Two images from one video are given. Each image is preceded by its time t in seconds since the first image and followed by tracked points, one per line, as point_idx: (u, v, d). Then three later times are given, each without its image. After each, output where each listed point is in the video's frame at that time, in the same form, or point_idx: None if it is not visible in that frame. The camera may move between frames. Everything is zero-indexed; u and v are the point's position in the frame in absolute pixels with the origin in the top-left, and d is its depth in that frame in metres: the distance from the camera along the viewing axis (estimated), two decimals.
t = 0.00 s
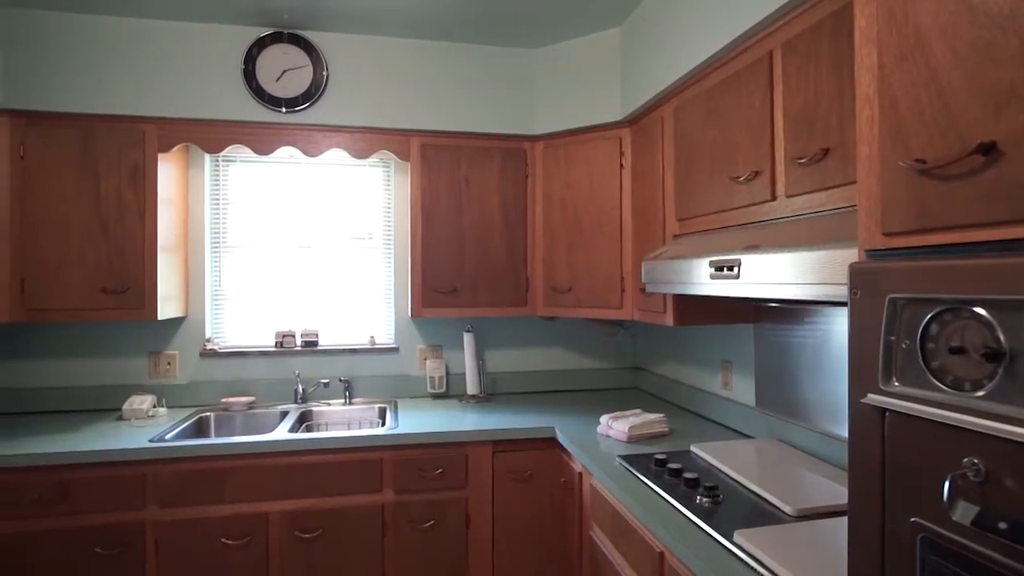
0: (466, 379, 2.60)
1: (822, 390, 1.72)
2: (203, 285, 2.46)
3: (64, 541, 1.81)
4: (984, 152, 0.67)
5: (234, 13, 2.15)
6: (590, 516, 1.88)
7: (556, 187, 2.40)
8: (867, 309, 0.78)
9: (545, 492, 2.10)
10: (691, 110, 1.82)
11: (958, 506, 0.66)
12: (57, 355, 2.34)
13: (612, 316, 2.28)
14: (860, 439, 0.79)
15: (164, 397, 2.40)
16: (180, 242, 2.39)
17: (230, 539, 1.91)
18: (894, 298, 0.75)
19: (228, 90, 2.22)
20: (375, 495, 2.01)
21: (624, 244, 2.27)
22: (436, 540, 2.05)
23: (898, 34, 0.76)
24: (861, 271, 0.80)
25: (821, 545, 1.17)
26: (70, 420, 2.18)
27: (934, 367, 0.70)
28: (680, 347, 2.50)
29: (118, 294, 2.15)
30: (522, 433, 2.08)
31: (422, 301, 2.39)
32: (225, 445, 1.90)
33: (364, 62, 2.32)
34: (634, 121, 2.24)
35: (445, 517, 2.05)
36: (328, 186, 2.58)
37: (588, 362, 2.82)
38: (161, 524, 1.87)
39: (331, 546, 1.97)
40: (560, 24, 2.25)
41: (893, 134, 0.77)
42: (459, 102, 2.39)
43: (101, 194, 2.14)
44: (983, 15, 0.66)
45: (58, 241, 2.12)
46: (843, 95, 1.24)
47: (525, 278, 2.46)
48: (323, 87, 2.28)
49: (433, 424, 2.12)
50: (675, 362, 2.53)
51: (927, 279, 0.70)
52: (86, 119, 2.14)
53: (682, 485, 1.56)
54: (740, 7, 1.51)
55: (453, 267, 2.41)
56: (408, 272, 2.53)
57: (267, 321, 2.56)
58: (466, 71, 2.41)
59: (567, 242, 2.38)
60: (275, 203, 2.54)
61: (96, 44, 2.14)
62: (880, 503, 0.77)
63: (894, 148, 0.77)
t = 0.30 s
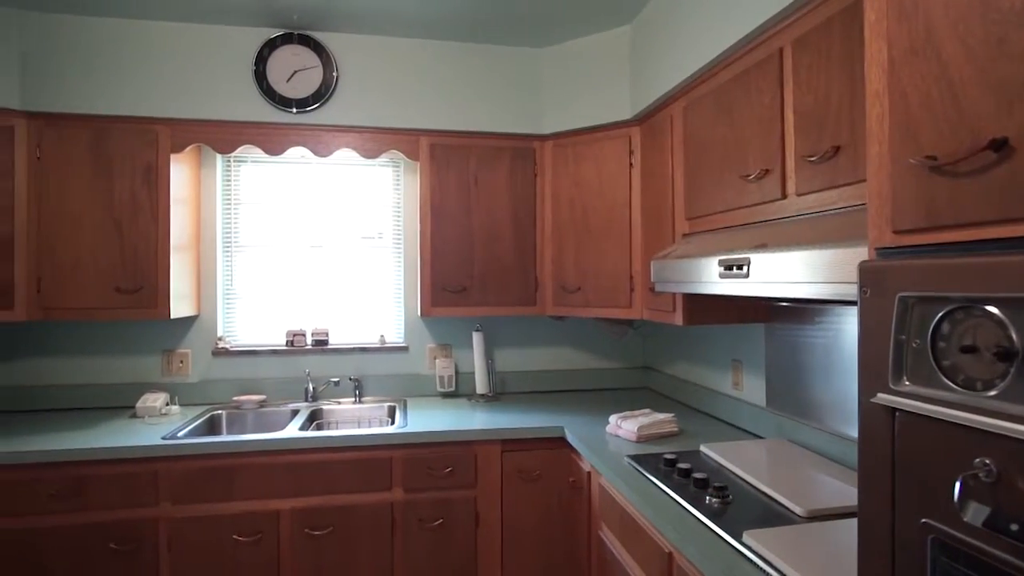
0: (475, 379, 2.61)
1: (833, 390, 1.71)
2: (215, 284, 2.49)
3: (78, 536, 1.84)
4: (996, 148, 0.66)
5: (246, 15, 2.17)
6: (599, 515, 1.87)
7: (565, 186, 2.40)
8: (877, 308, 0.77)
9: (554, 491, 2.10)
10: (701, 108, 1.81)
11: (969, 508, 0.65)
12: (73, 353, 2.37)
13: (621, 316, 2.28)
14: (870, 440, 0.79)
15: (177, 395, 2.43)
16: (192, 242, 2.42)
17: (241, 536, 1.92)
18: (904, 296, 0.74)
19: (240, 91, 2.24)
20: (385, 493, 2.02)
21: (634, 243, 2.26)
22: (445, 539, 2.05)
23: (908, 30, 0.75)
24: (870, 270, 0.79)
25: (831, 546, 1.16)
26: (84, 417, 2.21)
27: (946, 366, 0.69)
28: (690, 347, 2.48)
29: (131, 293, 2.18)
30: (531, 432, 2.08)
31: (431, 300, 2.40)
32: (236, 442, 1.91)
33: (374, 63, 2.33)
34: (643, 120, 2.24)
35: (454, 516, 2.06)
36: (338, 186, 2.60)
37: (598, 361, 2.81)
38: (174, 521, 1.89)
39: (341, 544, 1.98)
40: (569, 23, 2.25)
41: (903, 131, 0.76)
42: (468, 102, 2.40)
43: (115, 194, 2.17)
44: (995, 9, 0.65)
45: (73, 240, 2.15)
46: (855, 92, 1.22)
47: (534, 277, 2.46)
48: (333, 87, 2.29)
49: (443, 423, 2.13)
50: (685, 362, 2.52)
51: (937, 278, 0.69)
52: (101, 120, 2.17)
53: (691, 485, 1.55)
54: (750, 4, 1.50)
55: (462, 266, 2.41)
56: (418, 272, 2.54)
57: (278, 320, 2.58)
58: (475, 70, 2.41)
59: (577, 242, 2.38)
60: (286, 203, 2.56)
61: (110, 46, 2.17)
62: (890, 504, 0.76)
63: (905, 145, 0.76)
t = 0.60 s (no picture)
0: (489, 377, 2.61)
1: (852, 390, 1.69)
2: (233, 283, 2.52)
3: (100, 530, 1.87)
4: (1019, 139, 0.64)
5: (262, 17, 2.19)
6: (614, 514, 1.87)
7: (580, 184, 2.40)
8: (897, 303, 0.76)
9: (568, 490, 2.09)
10: (716, 104, 1.79)
11: (992, 506, 0.64)
12: (95, 351, 2.42)
13: (637, 314, 2.27)
14: (890, 437, 0.77)
15: (196, 392, 2.46)
16: (210, 242, 2.45)
17: (258, 531, 1.94)
18: (924, 291, 0.72)
19: (257, 92, 2.26)
20: (400, 491, 2.03)
21: (649, 240, 2.25)
22: (460, 536, 2.06)
23: (929, 20, 0.73)
24: (890, 265, 0.78)
25: (850, 546, 1.14)
26: (105, 413, 2.25)
27: (967, 362, 0.68)
28: (706, 346, 2.46)
29: (151, 291, 2.21)
30: (545, 431, 2.08)
31: (446, 299, 2.40)
32: (253, 439, 1.93)
33: (389, 62, 2.35)
34: (658, 117, 2.22)
35: (469, 513, 2.06)
36: (354, 185, 2.62)
37: (612, 360, 2.80)
38: (193, 515, 1.91)
39: (356, 541, 1.99)
40: (583, 20, 2.24)
41: (924, 123, 0.74)
42: (482, 101, 2.40)
43: (136, 194, 2.20)
44: None
45: (95, 240, 2.19)
46: (874, 86, 1.20)
47: (549, 276, 2.46)
48: (348, 87, 2.30)
49: (457, 421, 2.13)
50: (701, 361, 2.50)
51: (958, 272, 0.68)
52: (122, 122, 2.21)
53: (707, 485, 1.54)
54: None
55: (477, 264, 2.41)
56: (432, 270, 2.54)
57: (295, 318, 2.60)
58: (489, 69, 2.41)
59: (591, 240, 2.37)
60: (302, 203, 2.59)
61: (130, 49, 2.20)
62: (910, 503, 0.74)
63: (925, 137, 0.75)
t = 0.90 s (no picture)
0: (509, 374, 2.61)
1: (879, 388, 1.65)
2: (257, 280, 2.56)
3: (128, 520, 1.91)
4: None
5: (285, 17, 2.22)
6: (634, 512, 1.85)
7: (600, 181, 2.39)
8: (926, 292, 0.74)
9: (588, 487, 2.09)
10: (739, 98, 1.77)
11: None
12: (124, 346, 2.47)
13: (658, 311, 2.25)
14: (919, 430, 0.76)
15: (221, 387, 2.51)
16: (235, 239, 2.49)
17: (281, 524, 1.97)
18: (955, 280, 0.71)
19: (280, 91, 2.30)
20: (420, 486, 2.04)
21: (670, 237, 2.23)
22: (480, 532, 2.06)
23: (960, 2, 0.72)
24: (919, 254, 0.76)
25: (877, 545, 1.12)
26: (134, 407, 2.30)
27: (1002, 353, 0.66)
28: (728, 344, 2.44)
29: (178, 287, 2.26)
30: (565, 428, 2.08)
31: (466, 295, 2.41)
32: (277, 433, 1.96)
33: (409, 61, 2.36)
34: (680, 112, 2.20)
35: (489, 510, 2.06)
36: (375, 183, 2.64)
37: (633, 358, 2.78)
38: (218, 507, 1.94)
39: (377, 535, 2.01)
40: (603, 16, 2.23)
41: (955, 107, 0.73)
42: (502, 98, 2.40)
43: (164, 192, 2.25)
44: None
45: (124, 237, 2.24)
46: (902, 75, 1.18)
47: (569, 273, 2.45)
48: (370, 86, 2.32)
49: (477, 418, 2.14)
50: (723, 359, 2.47)
51: (992, 260, 0.66)
52: (150, 122, 2.25)
53: (729, 482, 1.52)
54: None
55: (497, 262, 2.42)
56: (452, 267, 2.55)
57: (317, 315, 2.63)
58: (509, 66, 2.41)
59: (611, 237, 2.36)
60: (325, 201, 2.62)
61: (158, 50, 2.25)
62: (941, 498, 0.73)
63: (956, 122, 0.73)
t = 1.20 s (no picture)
0: (528, 371, 2.61)
1: (905, 385, 1.62)
2: (278, 276, 2.59)
3: (154, 511, 1.95)
4: None
5: (305, 16, 2.24)
6: (653, 509, 1.84)
7: (619, 177, 2.37)
8: (954, 280, 0.72)
9: (607, 484, 2.07)
10: (760, 90, 1.75)
11: None
12: (149, 341, 2.52)
13: (677, 308, 2.23)
14: (947, 422, 0.74)
15: (243, 382, 2.55)
16: (256, 237, 2.52)
17: (301, 517, 1.99)
18: (984, 267, 0.69)
19: (300, 90, 2.32)
20: (438, 481, 2.05)
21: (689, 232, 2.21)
22: (498, 528, 2.06)
23: None
24: (945, 241, 0.74)
25: (903, 543, 1.10)
26: (158, 401, 2.34)
27: None
28: (748, 341, 2.40)
29: (202, 284, 2.29)
30: (583, 424, 2.07)
31: (485, 292, 2.41)
32: (297, 427, 1.98)
33: (427, 58, 2.37)
34: (699, 106, 2.18)
35: (507, 505, 2.06)
36: (394, 181, 2.66)
37: (652, 355, 2.76)
38: (240, 500, 1.97)
39: (396, 529, 2.02)
40: (622, 10, 2.21)
41: (984, 89, 0.71)
42: (520, 94, 2.40)
43: (187, 190, 2.29)
44: None
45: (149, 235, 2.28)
46: (928, 62, 1.15)
47: (587, 270, 2.44)
48: (388, 84, 2.34)
49: (495, 414, 2.14)
50: (744, 356, 2.44)
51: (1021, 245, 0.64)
52: (174, 122, 2.30)
53: (750, 479, 1.50)
54: None
55: (515, 258, 2.42)
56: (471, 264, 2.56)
57: (337, 311, 2.65)
58: (527, 62, 2.41)
59: (630, 233, 2.34)
60: (344, 198, 2.64)
61: (182, 51, 2.29)
62: (970, 490, 0.71)
63: (985, 104, 0.71)
